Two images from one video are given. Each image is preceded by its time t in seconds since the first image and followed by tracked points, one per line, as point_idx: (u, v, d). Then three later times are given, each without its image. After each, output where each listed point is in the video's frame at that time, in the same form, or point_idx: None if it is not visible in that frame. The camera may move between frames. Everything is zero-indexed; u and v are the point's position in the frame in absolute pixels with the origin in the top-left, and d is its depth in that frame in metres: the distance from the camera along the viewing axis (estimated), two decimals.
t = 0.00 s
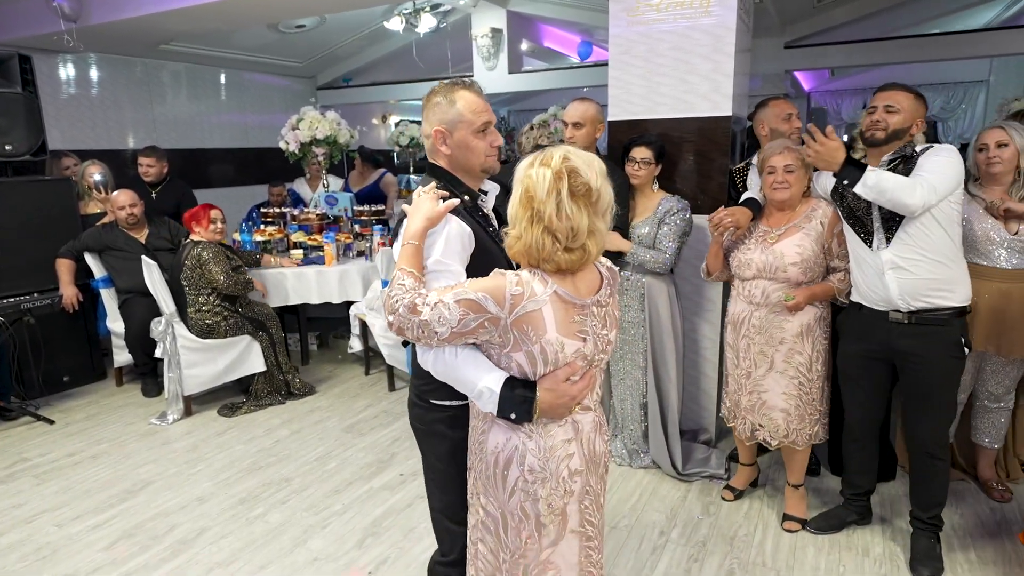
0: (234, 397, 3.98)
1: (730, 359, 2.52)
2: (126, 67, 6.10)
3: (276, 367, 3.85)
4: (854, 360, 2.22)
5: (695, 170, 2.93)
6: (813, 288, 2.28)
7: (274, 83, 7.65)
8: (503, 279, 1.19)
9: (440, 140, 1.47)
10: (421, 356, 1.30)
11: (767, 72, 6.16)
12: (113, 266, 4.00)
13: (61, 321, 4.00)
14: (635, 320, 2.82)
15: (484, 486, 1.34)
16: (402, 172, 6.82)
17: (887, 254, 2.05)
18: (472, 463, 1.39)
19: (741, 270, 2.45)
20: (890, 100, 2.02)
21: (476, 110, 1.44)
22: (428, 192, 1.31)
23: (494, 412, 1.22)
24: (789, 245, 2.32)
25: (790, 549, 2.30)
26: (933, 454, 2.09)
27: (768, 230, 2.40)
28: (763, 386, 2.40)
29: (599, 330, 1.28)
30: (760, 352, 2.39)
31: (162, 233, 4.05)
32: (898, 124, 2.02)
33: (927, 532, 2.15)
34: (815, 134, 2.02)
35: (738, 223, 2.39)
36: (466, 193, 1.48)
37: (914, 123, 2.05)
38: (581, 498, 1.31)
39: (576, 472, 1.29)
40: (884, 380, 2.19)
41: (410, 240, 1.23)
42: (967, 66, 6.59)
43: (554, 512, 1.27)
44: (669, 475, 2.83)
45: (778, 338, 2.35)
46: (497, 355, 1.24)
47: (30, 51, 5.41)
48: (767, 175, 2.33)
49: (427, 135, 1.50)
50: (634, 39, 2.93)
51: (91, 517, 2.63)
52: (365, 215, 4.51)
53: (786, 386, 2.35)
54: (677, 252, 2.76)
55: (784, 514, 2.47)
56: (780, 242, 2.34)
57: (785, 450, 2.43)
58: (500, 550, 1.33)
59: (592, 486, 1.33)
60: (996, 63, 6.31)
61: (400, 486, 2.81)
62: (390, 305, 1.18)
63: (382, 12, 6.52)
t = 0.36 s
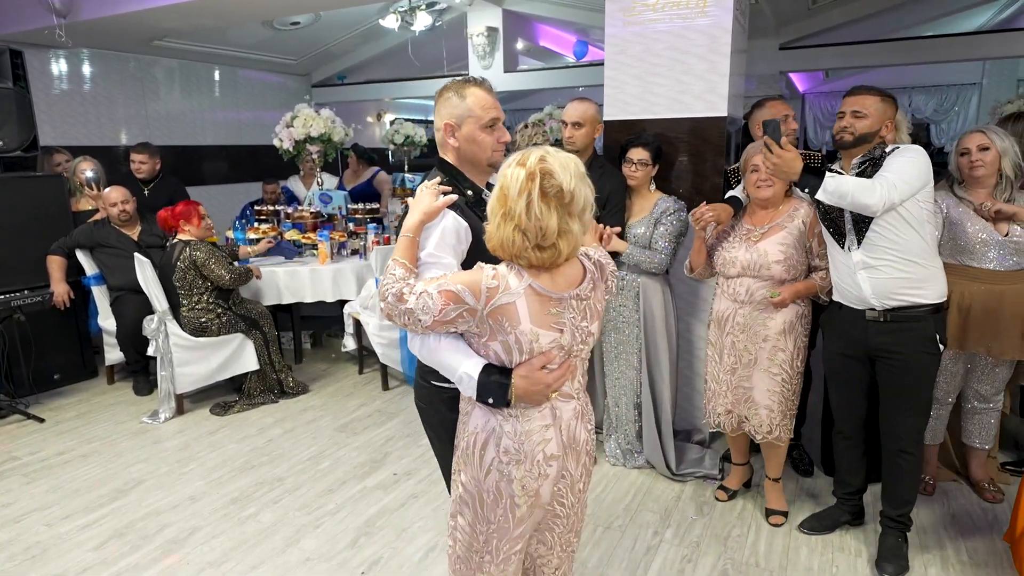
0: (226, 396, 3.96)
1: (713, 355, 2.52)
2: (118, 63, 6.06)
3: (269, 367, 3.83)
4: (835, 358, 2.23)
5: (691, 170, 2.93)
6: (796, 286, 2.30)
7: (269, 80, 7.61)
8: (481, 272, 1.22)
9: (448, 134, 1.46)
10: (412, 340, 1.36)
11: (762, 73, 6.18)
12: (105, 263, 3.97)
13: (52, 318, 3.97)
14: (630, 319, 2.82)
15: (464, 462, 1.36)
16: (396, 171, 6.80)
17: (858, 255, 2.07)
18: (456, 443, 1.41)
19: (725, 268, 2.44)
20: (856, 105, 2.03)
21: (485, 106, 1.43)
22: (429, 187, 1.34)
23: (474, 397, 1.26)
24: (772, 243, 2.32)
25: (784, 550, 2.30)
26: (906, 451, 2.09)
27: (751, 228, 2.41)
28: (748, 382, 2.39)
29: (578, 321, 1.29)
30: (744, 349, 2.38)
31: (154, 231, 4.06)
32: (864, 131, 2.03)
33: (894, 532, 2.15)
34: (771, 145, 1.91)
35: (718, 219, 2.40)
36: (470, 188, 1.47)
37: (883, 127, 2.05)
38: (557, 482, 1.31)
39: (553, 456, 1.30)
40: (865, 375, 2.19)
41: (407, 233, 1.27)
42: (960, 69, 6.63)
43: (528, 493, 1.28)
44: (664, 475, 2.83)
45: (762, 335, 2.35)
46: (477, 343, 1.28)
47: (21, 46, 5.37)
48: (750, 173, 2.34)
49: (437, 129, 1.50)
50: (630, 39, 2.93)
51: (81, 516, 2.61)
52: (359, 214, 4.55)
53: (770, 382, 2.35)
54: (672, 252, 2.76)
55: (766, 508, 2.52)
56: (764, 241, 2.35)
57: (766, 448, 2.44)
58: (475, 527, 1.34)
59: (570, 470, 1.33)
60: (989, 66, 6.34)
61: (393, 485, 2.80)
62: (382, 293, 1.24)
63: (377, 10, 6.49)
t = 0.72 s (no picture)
0: (228, 397, 3.95)
1: (715, 360, 2.52)
2: (121, 63, 6.06)
3: (271, 368, 3.82)
4: (836, 363, 2.23)
5: (694, 173, 2.92)
6: (802, 293, 2.29)
7: (271, 81, 7.61)
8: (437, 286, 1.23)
9: (438, 139, 1.47)
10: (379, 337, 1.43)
11: (765, 76, 6.17)
12: (107, 264, 3.95)
13: (54, 318, 3.97)
14: (632, 324, 2.82)
15: (440, 469, 1.40)
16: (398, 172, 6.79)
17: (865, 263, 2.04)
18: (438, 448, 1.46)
19: (729, 271, 2.44)
20: (862, 115, 2.04)
21: (474, 111, 1.43)
22: (414, 197, 1.33)
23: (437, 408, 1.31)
24: (778, 248, 2.31)
25: (787, 554, 2.29)
26: (911, 461, 2.07)
27: (757, 233, 2.40)
28: (748, 387, 2.39)
29: (544, 337, 1.27)
30: (745, 354, 2.38)
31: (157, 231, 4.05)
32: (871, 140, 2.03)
33: (907, 540, 2.13)
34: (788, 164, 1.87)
35: (724, 224, 2.43)
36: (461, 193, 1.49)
37: (887, 136, 2.06)
38: (529, 498, 1.31)
39: (522, 473, 1.30)
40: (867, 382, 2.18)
41: (386, 246, 1.29)
42: (963, 73, 6.62)
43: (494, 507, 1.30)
44: (666, 479, 2.82)
45: (764, 340, 2.35)
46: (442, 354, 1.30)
47: (25, 46, 5.37)
48: (759, 177, 2.33)
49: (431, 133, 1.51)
50: (634, 41, 2.93)
51: (82, 518, 2.60)
52: (362, 215, 4.48)
53: (770, 388, 2.35)
54: (677, 255, 2.76)
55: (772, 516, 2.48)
56: (770, 245, 2.34)
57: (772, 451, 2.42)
58: (447, 535, 1.38)
59: (544, 486, 1.32)
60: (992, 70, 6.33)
61: (395, 488, 2.79)
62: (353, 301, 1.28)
63: (380, 11, 6.49)
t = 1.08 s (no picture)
0: (237, 400, 3.97)
1: (737, 371, 2.50)
2: (133, 68, 6.12)
3: (279, 371, 3.84)
4: (871, 373, 2.21)
5: (703, 179, 2.92)
6: (836, 304, 2.26)
7: (280, 85, 7.66)
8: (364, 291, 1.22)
9: (411, 144, 1.50)
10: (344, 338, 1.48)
11: (774, 80, 6.15)
12: (118, 267, 3.99)
13: (65, 320, 4.00)
14: (639, 328, 2.83)
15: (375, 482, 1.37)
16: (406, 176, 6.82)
17: (910, 272, 2.02)
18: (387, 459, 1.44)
19: (755, 280, 2.43)
20: (906, 114, 2.00)
21: (444, 112, 1.44)
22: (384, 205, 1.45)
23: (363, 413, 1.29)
24: (807, 258, 2.31)
25: (796, 562, 2.28)
26: (943, 473, 2.07)
27: (785, 241, 2.39)
28: (772, 399, 2.37)
29: (473, 356, 1.19)
30: (769, 366, 2.36)
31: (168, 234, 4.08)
32: (915, 139, 1.99)
33: (924, 553, 2.12)
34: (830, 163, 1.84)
35: (754, 229, 2.37)
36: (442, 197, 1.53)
37: (931, 137, 2.01)
38: (451, 529, 1.25)
39: (445, 500, 1.24)
40: (898, 395, 2.17)
41: (346, 248, 1.40)
42: (974, 77, 6.58)
43: (412, 531, 1.26)
44: (674, 484, 2.81)
45: (790, 352, 2.33)
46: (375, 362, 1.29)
47: (38, 51, 5.43)
48: (784, 186, 2.33)
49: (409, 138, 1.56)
50: (642, 46, 2.93)
51: (93, 519, 2.62)
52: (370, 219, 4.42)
53: (795, 402, 2.33)
54: (684, 260, 2.75)
55: (782, 525, 2.46)
56: (798, 255, 2.33)
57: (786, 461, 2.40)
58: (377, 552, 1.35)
59: (469, 519, 1.25)
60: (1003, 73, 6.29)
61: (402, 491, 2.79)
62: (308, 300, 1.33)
63: (389, 16, 6.53)
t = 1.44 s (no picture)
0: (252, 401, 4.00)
1: (763, 380, 2.47)
2: (154, 73, 6.21)
3: (295, 373, 3.87)
4: (904, 387, 2.15)
5: (719, 184, 2.91)
6: (861, 310, 2.24)
7: (298, 90, 7.74)
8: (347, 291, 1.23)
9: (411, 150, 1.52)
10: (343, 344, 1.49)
11: (791, 86, 6.11)
12: (137, 269, 4.04)
13: (85, 321, 4.06)
14: (653, 334, 2.82)
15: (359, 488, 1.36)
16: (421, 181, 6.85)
17: (948, 284, 1.98)
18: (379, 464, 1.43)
19: (779, 287, 2.41)
20: (944, 118, 1.96)
21: (437, 118, 1.45)
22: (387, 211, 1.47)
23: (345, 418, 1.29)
24: (833, 264, 2.29)
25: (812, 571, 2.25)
26: (977, 484, 2.04)
27: (810, 246, 2.37)
28: (798, 409, 2.34)
29: (450, 366, 1.15)
30: (794, 375, 2.34)
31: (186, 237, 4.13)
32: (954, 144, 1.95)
33: (945, 563, 2.10)
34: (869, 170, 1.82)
35: (776, 235, 2.39)
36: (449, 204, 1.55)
37: (969, 144, 1.97)
38: (422, 545, 1.21)
39: (417, 515, 1.20)
40: (934, 410, 2.10)
41: (344, 249, 1.43)
42: (994, 83, 6.51)
43: (384, 542, 1.23)
44: (688, 491, 2.79)
45: (816, 361, 2.30)
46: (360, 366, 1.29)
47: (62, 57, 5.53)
48: (810, 189, 2.31)
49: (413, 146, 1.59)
50: (658, 51, 2.93)
51: (110, 518, 2.65)
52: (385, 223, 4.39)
53: (820, 412, 2.30)
54: (699, 265, 2.73)
55: (798, 533, 2.44)
56: (824, 260, 2.31)
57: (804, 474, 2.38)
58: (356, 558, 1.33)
59: (441, 538, 1.20)
60: None
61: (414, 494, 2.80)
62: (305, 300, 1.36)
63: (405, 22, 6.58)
